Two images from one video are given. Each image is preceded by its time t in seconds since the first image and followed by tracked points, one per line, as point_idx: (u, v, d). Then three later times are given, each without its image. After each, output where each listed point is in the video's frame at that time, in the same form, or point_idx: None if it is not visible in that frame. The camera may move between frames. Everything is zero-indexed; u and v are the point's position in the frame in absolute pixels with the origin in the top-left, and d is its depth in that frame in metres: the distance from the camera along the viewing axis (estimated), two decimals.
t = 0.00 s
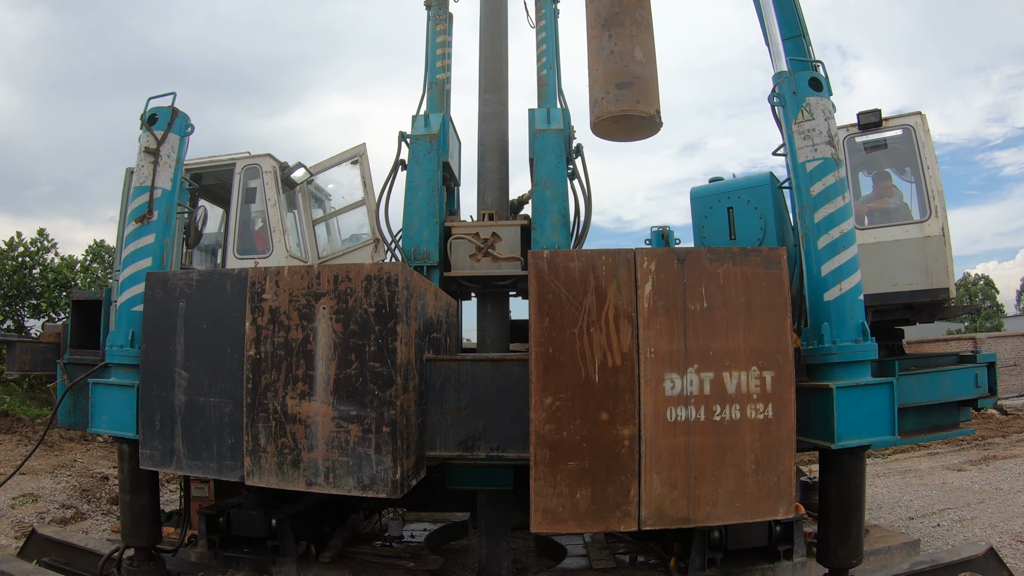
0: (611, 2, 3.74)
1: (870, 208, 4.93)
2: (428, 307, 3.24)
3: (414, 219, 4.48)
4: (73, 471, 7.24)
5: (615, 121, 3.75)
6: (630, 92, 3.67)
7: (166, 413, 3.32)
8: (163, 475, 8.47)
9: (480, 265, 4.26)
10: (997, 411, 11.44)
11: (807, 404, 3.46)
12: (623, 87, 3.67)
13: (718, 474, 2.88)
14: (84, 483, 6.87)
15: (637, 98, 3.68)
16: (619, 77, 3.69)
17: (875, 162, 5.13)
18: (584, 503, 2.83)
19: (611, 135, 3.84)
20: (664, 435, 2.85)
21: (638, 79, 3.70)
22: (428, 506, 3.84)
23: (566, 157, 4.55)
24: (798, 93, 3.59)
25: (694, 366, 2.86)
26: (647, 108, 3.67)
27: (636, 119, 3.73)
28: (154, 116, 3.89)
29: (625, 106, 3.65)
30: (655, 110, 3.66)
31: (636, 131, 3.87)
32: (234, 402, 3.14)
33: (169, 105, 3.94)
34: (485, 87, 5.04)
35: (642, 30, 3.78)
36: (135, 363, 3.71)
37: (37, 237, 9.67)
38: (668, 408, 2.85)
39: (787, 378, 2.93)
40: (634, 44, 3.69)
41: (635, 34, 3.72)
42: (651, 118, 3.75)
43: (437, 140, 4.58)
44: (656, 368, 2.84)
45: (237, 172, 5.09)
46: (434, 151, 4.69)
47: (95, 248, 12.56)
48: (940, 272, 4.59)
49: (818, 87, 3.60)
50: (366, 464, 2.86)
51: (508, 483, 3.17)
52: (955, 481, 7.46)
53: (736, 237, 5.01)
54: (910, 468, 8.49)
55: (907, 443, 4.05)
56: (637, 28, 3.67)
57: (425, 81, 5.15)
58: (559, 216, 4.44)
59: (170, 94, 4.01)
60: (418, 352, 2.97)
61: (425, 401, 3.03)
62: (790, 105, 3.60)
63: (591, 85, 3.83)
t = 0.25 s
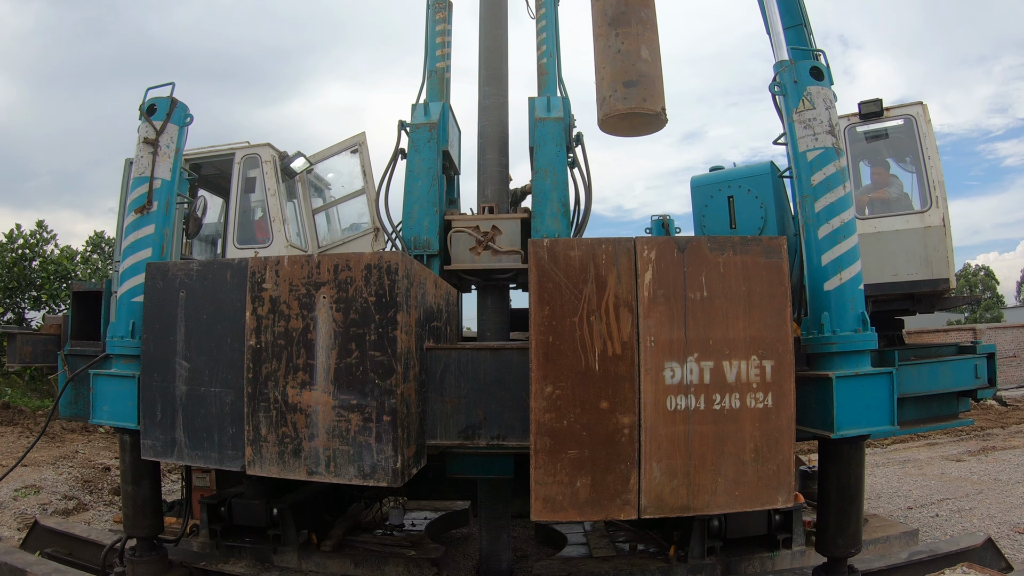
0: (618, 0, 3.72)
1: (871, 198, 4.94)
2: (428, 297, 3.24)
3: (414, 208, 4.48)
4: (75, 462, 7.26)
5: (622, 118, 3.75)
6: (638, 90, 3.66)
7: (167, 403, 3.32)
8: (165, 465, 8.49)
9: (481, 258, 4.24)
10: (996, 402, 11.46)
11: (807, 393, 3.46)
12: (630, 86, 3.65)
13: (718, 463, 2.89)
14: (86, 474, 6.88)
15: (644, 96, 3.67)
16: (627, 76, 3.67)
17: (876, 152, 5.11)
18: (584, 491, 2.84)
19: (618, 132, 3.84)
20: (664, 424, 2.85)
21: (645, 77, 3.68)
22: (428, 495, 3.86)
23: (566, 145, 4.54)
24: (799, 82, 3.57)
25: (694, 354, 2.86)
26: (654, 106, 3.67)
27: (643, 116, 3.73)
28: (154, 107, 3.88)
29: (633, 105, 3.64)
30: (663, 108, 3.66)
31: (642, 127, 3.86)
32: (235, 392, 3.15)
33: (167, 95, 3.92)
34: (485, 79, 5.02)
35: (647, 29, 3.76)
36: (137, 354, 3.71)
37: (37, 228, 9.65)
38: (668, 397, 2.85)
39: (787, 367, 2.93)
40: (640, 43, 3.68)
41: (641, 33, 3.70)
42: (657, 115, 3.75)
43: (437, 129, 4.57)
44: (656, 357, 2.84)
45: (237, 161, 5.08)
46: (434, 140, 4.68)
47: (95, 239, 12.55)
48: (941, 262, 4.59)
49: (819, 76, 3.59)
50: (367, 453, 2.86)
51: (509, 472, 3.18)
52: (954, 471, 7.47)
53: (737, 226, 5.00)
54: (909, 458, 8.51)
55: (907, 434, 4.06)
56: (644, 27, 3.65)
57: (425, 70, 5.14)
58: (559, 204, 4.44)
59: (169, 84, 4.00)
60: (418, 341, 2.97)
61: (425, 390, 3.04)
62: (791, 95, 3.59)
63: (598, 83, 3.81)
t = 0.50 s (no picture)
0: None
1: (873, 179, 4.93)
2: (429, 275, 3.23)
3: (415, 186, 4.46)
4: (77, 445, 7.29)
5: (625, 102, 3.73)
6: (641, 75, 3.63)
7: (168, 384, 3.32)
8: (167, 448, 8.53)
9: (482, 241, 4.22)
10: (996, 385, 11.49)
11: (808, 374, 3.46)
12: (634, 70, 3.62)
13: (719, 442, 2.89)
14: (88, 457, 6.91)
15: (647, 81, 3.64)
16: (630, 61, 3.64)
17: (879, 132, 5.08)
18: (585, 470, 2.84)
19: (622, 115, 3.82)
20: (666, 402, 2.85)
21: (648, 62, 3.65)
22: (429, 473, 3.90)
23: (567, 124, 4.51)
24: (802, 61, 3.54)
25: (696, 333, 2.85)
26: (657, 90, 3.65)
27: (646, 100, 3.71)
28: (150, 87, 3.83)
29: (637, 89, 3.62)
30: (666, 92, 3.64)
31: (645, 111, 3.85)
32: (236, 372, 3.14)
33: (164, 75, 3.88)
34: (486, 60, 4.97)
35: (651, 13, 3.72)
36: (138, 336, 3.70)
37: (36, 212, 9.62)
38: (670, 376, 2.85)
39: (789, 346, 2.93)
40: (644, 28, 3.64)
41: (645, 18, 3.66)
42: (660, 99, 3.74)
43: (437, 107, 4.54)
44: (658, 335, 2.83)
45: (235, 142, 5.06)
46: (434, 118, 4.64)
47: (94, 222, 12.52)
48: (943, 244, 4.59)
49: (822, 55, 3.55)
50: (369, 432, 2.87)
51: (510, 451, 3.18)
52: (953, 453, 7.50)
53: (738, 205, 4.98)
54: (908, 439, 8.54)
55: (906, 415, 4.07)
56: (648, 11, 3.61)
57: (425, 48, 5.08)
58: (560, 182, 4.42)
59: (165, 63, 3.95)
60: (419, 319, 2.96)
61: (426, 368, 3.04)
62: (794, 73, 3.56)
63: (601, 67, 3.77)
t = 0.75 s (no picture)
0: None
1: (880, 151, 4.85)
2: (431, 245, 3.22)
3: (417, 156, 4.44)
4: (82, 422, 7.33)
5: (625, 75, 3.70)
6: (642, 47, 3.58)
7: (171, 357, 3.32)
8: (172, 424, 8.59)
9: (485, 216, 4.20)
10: (998, 363, 11.48)
11: (813, 346, 3.45)
12: (635, 42, 3.57)
13: (723, 413, 2.89)
14: (93, 433, 6.95)
15: (648, 53, 3.60)
16: (631, 33, 3.59)
17: (887, 105, 5.03)
18: (589, 440, 2.85)
19: (622, 88, 3.78)
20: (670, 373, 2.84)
21: (649, 34, 3.60)
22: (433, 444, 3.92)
23: (571, 93, 4.47)
24: (810, 30, 3.48)
25: (701, 303, 2.84)
26: (658, 63, 3.61)
27: (646, 72, 3.68)
28: (148, 60, 3.80)
29: (637, 61, 3.58)
30: (666, 65, 3.60)
31: (645, 83, 3.81)
32: (238, 344, 3.14)
33: (161, 47, 3.83)
34: (488, 33, 4.90)
35: None
36: (140, 310, 3.70)
37: (37, 189, 9.58)
38: (674, 346, 2.84)
39: (795, 317, 2.91)
40: None
41: None
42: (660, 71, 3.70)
43: (439, 77, 4.49)
44: (663, 305, 2.82)
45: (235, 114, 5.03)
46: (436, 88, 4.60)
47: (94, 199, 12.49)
48: (949, 219, 4.57)
49: (831, 25, 3.49)
50: (372, 402, 2.87)
51: (512, 421, 3.19)
52: (954, 429, 7.51)
53: (743, 175, 4.95)
54: (909, 415, 8.56)
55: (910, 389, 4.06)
56: None
57: (426, 16, 5.01)
58: (563, 151, 4.40)
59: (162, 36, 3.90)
60: (422, 289, 2.95)
61: (429, 338, 3.03)
62: (802, 43, 3.50)
63: (601, 39, 3.72)
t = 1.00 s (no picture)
0: None
1: (889, 119, 4.82)
2: (434, 207, 3.20)
3: (420, 118, 4.41)
4: (87, 392, 7.36)
5: (620, 38, 3.66)
6: (639, 10, 3.54)
7: (172, 323, 3.32)
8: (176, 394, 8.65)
9: (488, 182, 4.20)
10: (999, 337, 11.49)
11: (819, 314, 3.44)
12: (631, 5, 3.52)
13: (727, 378, 2.88)
14: (98, 403, 6.99)
15: (644, 16, 3.55)
16: None
17: (896, 72, 4.97)
18: (593, 404, 2.85)
19: (618, 50, 3.75)
20: (675, 337, 2.83)
21: None
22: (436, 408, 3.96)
23: (575, 55, 4.43)
24: None
25: (707, 267, 2.82)
26: (654, 26, 3.57)
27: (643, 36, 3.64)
28: (144, 25, 3.76)
29: (633, 24, 3.53)
30: (663, 29, 3.56)
31: (641, 47, 3.77)
32: (240, 309, 3.13)
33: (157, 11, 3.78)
34: None
35: None
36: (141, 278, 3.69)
37: (37, 160, 9.54)
38: (679, 310, 2.82)
39: (801, 283, 2.89)
40: None
41: None
42: (656, 35, 3.66)
43: (441, 38, 4.44)
44: (668, 269, 2.80)
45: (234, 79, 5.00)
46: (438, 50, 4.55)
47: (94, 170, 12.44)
48: (958, 188, 4.56)
49: None
50: (374, 365, 2.86)
51: (514, 385, 3.20)
52: (955, 402, 7.52)
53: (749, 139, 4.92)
54: (910, 386, 8.59)
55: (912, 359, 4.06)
56: None
57: None
58: (567, 114, 4.38)
59: None
60: (424, 252, 2.92)
61: (432, 302, 3.02)
62: (811, 6, 3.44)
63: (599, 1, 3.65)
